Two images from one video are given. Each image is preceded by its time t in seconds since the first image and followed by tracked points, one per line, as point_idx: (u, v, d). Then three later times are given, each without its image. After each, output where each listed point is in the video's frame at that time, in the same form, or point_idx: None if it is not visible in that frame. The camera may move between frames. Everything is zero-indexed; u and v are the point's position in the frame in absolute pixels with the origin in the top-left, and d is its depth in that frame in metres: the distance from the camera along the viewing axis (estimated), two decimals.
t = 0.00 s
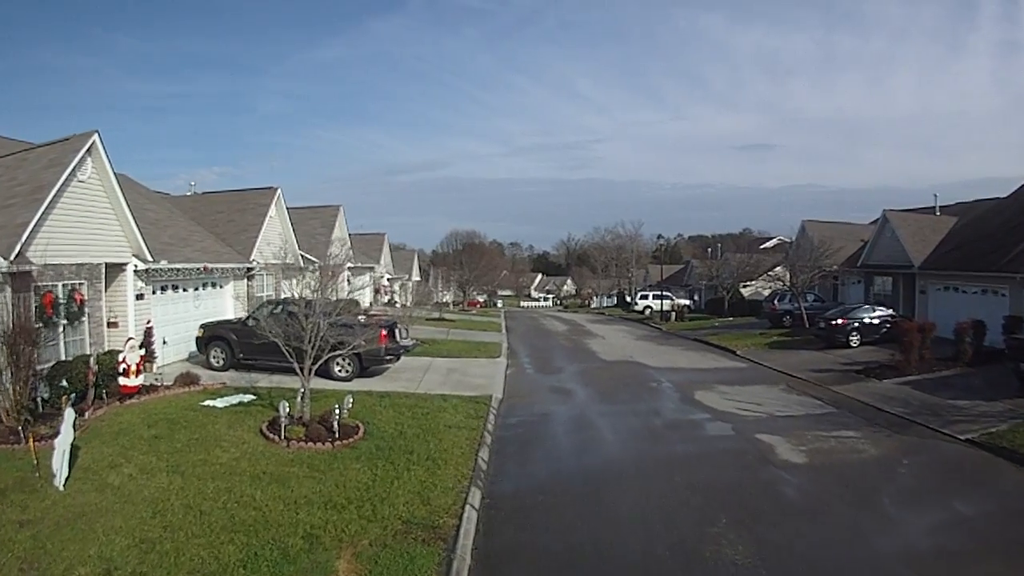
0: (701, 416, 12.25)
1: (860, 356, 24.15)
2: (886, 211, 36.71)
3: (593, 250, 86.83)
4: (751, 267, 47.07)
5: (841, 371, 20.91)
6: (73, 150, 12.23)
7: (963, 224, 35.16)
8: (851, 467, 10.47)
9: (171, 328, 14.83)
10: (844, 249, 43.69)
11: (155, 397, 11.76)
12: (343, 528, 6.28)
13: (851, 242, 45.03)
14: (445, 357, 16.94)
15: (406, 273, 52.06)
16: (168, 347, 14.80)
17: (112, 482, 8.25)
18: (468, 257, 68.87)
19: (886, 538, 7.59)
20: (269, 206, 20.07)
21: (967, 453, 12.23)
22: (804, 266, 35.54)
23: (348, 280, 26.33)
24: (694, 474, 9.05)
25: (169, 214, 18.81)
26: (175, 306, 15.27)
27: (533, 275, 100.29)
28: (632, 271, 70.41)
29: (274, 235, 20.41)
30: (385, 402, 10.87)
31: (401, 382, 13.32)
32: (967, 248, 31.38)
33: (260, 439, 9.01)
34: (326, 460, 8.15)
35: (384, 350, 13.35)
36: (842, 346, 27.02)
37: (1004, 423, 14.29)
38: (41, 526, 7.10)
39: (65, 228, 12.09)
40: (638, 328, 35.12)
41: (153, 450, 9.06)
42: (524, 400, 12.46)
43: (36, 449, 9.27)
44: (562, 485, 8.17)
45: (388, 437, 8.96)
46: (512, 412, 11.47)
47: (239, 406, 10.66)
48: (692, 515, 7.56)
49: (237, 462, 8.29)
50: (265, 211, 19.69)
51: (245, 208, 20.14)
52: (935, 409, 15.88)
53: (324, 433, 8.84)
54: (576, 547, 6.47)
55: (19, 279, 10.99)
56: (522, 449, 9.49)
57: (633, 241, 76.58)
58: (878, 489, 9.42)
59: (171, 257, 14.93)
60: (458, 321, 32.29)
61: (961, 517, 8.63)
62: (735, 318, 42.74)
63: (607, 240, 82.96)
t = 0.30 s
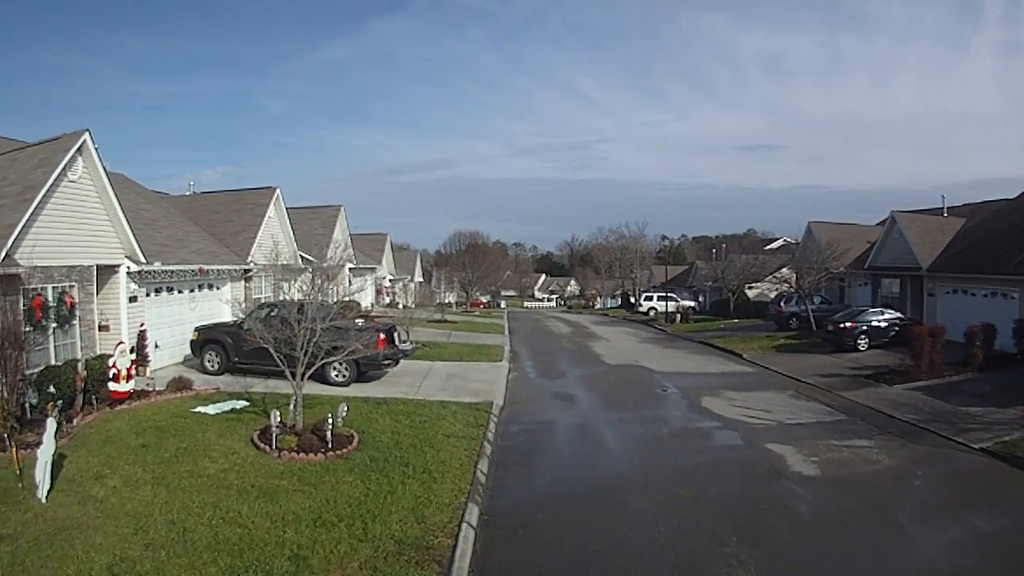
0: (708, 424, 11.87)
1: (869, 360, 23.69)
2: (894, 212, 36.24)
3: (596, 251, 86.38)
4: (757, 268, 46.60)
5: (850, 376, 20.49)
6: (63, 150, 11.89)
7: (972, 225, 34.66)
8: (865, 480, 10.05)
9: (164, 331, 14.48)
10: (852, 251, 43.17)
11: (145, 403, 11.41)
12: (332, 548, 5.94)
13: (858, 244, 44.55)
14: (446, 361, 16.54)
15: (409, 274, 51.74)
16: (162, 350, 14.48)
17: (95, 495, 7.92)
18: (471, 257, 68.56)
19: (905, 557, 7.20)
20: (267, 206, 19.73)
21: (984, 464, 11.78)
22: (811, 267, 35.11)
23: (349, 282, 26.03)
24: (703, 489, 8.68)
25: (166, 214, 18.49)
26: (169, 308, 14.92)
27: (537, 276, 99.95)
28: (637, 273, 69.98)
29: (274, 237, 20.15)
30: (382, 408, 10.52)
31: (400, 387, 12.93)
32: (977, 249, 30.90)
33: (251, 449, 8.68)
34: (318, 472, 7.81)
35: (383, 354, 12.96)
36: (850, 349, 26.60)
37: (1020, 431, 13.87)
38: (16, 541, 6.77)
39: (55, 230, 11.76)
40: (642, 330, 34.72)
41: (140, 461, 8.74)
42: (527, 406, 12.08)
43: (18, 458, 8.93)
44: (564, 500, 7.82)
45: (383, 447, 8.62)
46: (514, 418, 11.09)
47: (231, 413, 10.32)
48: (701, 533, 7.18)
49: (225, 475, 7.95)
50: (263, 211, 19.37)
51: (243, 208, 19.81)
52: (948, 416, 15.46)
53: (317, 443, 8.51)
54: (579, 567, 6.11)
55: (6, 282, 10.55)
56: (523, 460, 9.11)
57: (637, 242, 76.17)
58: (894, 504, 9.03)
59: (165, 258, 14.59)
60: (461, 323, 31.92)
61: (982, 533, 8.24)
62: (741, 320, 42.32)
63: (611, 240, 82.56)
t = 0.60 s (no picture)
0: (716, 433, 11.47)
1: (878, 364, 23.26)
2: (901, 213, 35.76)
3: (600, 251, 85.93)
4: (762, 270, 46.16)
5: (860, 381, 20.07)
6: (53, 148, 11.51)
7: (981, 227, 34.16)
8: (880, 494, 9.65)
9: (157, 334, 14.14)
10: (859, 252, 42.70)
11: (135, 409, 11.08)
12: (320, 572, 5.57)
13: (864, 245, 44.06)
14: (446, 364, 16.17)
15: (410, 273, 51.36)
16: (155, 353, 14.15)
17: (76, 508, 7.57)
18: (474, 257, 68.20)
19: None
20: (265, 206, 19.36)
21: (1002, 475, 11.38)
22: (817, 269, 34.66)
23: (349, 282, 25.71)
24: (712, 504, 8.31)
25: (161, 213, 18.14)
26: (163, 310, 14.58)
27: (540, 276, 99.56)
28: (640, 273, 69.53)
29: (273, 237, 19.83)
30: (378, 416, 10.15)
31: (399, 391, 12.54)
32: (985, 251, 30.42)
33: (241, 460, 8.33)
34: (309, 486, 7.46)
35: (381, 358, 12.56)
36: (857, 353, 26.17)
37: None
38: None
39: (44, 230, 11.39)
40: (646, 332, 34.28)
41: (124, 473, 8.38)
42: (529, 412, 11.69)
43: None
44: (568, 516, 7.44)
45: (378, 458, 8.26)
46: (515, 426, 10.70)
47: (221, 421, 9.95)
48: (711, 552, 6.81)
49: (212, 489, 7.60)
50: (261, 210, 19.01)
51: (241, 207, 19.45)
52: (961, 423, 15.04)
53: (309, 454, 8.16)
54: None
55: None
56: (524, 471, 8.72)
57: (641, 242, 75.74)
58: (912, 519, 8.64)
59: (159, 258, 14.23)
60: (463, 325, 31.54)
61: (1006, 551, 7.84)
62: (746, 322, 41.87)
63: (614, 241, 82.14)
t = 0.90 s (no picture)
0: (729, 443, 11.03)
1: (892, 369, 22.71)
2: (912, 214, 35.16)
3: (606, 252, 85.35)
4: (771, 271, 45.55)
5: (873, 386, 19.56)
6: (43, 146, 11.15)
7: (994, 228, 33.53)
8: (902, 509, 9.18)
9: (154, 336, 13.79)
10: (870, 254, 42.04)
11: (127, 416, 10.78)
12: None
13: (874, 246, 43.43)
14: (450, 368, 15.75)
15: (415, 274, 51.03)
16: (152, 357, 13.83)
17: (58, 523, 7.20)
18: (479, 257, 67.83)
19: None
20: (266, 205, 18.96)
21: None
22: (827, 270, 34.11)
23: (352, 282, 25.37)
24: (726, 521, 7.89)
25: (160, 213, 17.81)
26: (160, 312, 14.23)
27: (546, 277, 99.15)
28: (647, 274, 68.97)
29: (275, 237, 19.49)
30: (379, 424, 9.73)
31: (401, 396, 12.12)
32: (999, 253, 29.82)
33: (234, 473, 7.95)
34: (303, 502, 7.05)
35: (383, 364, 12.11)
36: (869, 357, 25.64)
37: None
38: None
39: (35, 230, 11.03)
40: (654, 334, 33.80)
41: (111, 487, 8.00)
42: (535, 419, 11.27)
43: None
44: (576, 533, 7.03)
45: (378, 471, 7.85)
46: (521, 434, 10.28)
47: (215, 430, 9.59)
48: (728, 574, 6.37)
49: (201, 505, 7.22)
50: (261, 210, 18.66)
51: (242, 207, 19.11)
52: (981, 431, 14.54)
53: (304, 467, 7.76)
54: None
55: None
56: (530, 485, 8.29)
57: (647, 242, 75.19)
58: (937, 536, 8.19)
59: (156, 259, 13.90)
60: (468, 326, 31.14)
61: None
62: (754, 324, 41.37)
63: (621, 241, 81.61)
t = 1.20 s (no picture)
0: (745, 453, 10.53)
1: (909, 375, 22.06)
2: (926, 215, 34.45)
3: (616, 253, 84.70)
4: (784, 274, 44.81)
5: (891, 392, 18.98)
6: (36, 144, 10.80)
7: (1011, 229, 32.76)
8: (930, 525, 8.65)
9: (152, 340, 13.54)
10: (885, 256, 41.23)
11: (121, 423, 10.56)
12: None
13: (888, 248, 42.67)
14: (456, 373, 15.29)
15: (424, 276, 50.66)
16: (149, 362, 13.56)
17: (41, 538, 6.80)
18: (488, 258, 67.42)
19: None
20: (268, 206, 18.57)
21: None
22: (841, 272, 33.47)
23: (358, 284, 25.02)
24: (746, 540, 7.39)
25: (161, 214, 17.50)
26: (159, 315, 13.97)
27: (555, 279, 98.60)
28: (657, 276, 68.32)
29: (278, 238, 19.16)
30: (382, 433, 9.28)
31: (404, 402, 11.67)
32: (1015, 255, 29.11)
33: (227, 488, 7.54)
34: (297, 521, 6.61)
35: (387, 371, 11.60)
36: (885, 362, 25.02)
37: None
38: None
39: (28, 231, 10.71)
40: (666, 337, 33.26)
41: (98, 502, 7.61)
42: (545, 427, 10.82)
43: None
44: (588, 554, 6.55)
45: (379, 486, 7.40)
46: (529, 444, 9.83)
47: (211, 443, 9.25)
48: None
49: (191, 522, 6.82)
50: (264, 210, 18.31)
51: (245, 207, 18.77)
52: (1006, 440, 13.96)
53: (300, 482, 7.32)
54: None
55: None
56: (539, 501, 7.82)
57: (657, 244, 74.53)
58: (969, 555, 7.67)
59: (154, 261, 13.57)
60: (477, 329, 30.70)
61: None
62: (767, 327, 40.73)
63: (630, 243, 80.98)
